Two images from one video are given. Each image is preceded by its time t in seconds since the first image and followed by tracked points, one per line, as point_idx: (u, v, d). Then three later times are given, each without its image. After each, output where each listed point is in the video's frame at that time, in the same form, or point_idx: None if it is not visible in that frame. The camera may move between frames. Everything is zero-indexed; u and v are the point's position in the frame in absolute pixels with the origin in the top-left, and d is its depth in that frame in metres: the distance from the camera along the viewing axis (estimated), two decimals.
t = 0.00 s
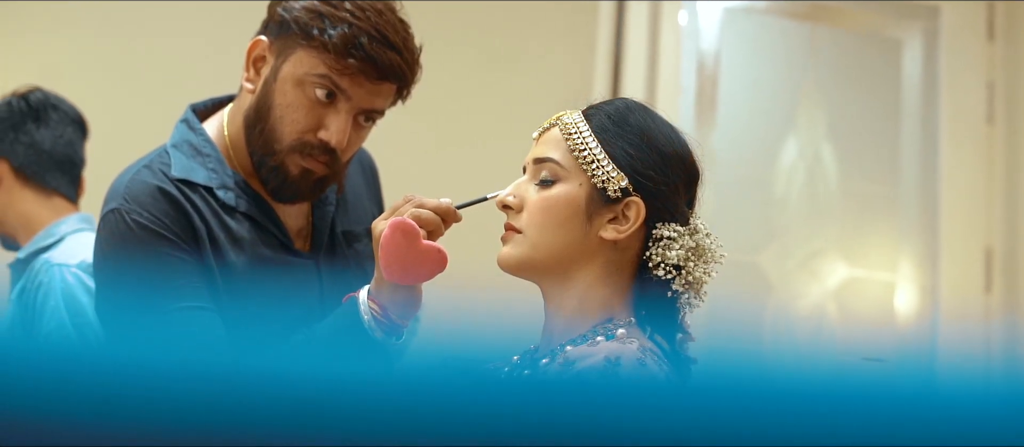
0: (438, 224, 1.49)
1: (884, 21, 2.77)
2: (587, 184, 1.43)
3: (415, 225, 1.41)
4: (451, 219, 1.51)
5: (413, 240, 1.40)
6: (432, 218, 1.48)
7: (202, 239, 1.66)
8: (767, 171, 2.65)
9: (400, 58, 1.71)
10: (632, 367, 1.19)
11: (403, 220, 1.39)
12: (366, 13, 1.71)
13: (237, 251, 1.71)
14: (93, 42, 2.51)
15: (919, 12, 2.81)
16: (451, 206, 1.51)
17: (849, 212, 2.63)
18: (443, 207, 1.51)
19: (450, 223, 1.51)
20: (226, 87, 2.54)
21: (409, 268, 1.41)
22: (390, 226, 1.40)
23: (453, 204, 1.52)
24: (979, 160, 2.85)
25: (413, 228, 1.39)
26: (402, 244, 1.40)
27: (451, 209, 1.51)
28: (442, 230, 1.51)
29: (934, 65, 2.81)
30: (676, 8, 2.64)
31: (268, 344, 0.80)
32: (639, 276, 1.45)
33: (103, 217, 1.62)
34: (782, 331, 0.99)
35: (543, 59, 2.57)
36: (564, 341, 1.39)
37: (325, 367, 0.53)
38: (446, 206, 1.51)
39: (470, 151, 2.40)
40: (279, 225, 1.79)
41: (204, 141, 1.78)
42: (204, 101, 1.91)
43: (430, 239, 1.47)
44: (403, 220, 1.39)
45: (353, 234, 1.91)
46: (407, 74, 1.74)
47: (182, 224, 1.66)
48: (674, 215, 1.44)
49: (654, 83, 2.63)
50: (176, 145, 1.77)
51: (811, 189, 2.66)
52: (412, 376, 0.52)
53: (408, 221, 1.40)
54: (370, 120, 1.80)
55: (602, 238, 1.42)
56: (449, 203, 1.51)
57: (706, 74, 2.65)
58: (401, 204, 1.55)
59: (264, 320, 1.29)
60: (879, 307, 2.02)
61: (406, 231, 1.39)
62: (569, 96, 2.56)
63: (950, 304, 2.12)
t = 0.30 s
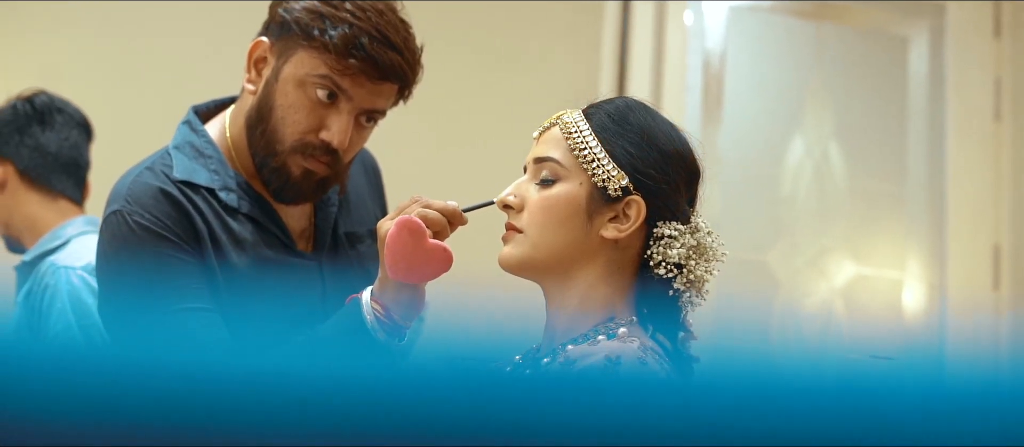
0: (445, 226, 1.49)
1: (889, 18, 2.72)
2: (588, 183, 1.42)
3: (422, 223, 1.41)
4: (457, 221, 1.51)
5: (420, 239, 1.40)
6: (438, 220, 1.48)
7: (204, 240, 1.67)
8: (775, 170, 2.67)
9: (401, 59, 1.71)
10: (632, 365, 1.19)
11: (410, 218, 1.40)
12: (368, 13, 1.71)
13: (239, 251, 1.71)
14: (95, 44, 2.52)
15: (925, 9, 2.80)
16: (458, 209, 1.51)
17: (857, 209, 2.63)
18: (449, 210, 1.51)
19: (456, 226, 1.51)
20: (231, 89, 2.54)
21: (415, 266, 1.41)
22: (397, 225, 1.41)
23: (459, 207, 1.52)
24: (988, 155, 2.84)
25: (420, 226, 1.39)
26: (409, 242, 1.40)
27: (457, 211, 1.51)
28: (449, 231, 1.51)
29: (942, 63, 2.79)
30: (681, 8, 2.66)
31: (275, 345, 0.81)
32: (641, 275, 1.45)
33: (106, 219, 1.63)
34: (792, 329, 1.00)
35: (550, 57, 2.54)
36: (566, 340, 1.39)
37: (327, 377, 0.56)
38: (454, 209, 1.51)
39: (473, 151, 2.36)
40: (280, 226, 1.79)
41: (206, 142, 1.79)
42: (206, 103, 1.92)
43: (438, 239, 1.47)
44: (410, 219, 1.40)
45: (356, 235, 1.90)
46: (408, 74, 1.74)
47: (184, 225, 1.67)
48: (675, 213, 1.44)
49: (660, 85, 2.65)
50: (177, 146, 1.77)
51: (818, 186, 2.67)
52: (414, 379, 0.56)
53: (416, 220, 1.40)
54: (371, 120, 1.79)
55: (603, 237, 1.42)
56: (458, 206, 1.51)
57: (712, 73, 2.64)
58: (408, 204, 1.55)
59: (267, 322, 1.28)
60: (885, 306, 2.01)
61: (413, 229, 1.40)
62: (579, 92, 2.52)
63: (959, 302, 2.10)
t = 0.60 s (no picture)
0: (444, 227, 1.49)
1: (894, 17, 2.74)
2: (587, 182, 1.42)
3: (423, 223, 1.41)
4: (459, 223, 1.51)
5: (421, 238, 1.39)
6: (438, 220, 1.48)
7: (204, 240, 1.67)
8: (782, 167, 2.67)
9: (400, 59, 1.71)
10: (631, 364, 1.19)
11: (411, 218, 1.39)
12: (368, 13, 1.71)
13: (238, 252, 1.71)
14: (100, 47, 2.53)
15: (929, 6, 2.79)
16: (459, 211, 1.51)
17: (858, 210, 2.71)
18: (450, 211, 1.50)
19: (458, 227, 1.51)
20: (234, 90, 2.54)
21: (416, 265, 1.41)
22: (398, 225, 1.40)
23: (460, 209, 1.52)
24: (993, 155, 2.80)
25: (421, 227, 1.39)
26: (410, 242, 1.40)
27: (458, 213, 1.51)
28: (450, 233, 1.51)
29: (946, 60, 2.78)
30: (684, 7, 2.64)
31: (278, 345, 0.81)
32: (639, 274, 1.45)
33: (106, 220, 1.63)
34: (793, 327, 0.99)
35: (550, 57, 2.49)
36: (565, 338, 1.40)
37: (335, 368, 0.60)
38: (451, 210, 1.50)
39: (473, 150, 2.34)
40: (280, 226, 1.79)
41: (205, 143, 1.79)
42: (206, 104, 1.92)
43: (439, 240, 1.46)
44: (411, 218, 1.39)
45: (356, 235, 1.91)
46: (407, 73, 1.74)
47: (184, 225, 1.67)
48: (673, 211, 1.44)
49: (663, 85, 2.63)
50: (177, 146, 1.77)
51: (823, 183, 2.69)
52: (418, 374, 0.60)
53: (417, 219, 1.39)
54: (371, 120, 1.79)
55: (602, 236, 1.42)
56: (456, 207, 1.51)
57: (715, 71, 2.64)
58: (410, 205, 1.55)
59: (267, 323, 1.26)
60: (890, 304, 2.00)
61: (414, 229, 1.39)
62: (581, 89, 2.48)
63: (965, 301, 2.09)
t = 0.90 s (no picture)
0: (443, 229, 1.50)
1: (899, 14, 2.73)
2: (586, 181, 1.42)
3: (418, 224, 1.40)
4: (454, 221, 1.51)
5: (416, 239, 1.39)
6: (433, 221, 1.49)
7: (204, 240, 1.67)
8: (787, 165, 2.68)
9: (400, 59, 1.71)
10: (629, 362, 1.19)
11: (405, 219, 1.39)
12: (368, 14, 1.70)
13: (238, 250, 1.71)
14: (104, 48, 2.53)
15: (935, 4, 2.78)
16: (454, 208, 1.51)
17: (867, 206, 2.60)
18: (446, 209, 1.51)
19: (454, 225, 1.51)
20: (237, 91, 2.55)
21: (411, 268, 1.41)
22: (392, 226, 1.40)
23: (456, 207, 1.52)
24: (1001, 155, 2.86)
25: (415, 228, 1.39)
26: (406, 243, 1.40)
27: (454, 211, 1.51)
28: (446, 231, 1.51)
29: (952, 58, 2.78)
30: (689, 7, 2.76)
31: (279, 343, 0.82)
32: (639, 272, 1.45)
33: (107, 222, 1.65)
34: (803, 323, 1.03)
35: (550, 57, 2.43)
36: (566, 337, 1.38)
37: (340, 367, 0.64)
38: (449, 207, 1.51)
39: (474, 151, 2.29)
40: (281, 226, 1.79)
41: (205, 143, 1.79)
42: (207, 104, 1.92)
43: (435, 239, 1.47)
44: (405, 220, 1.39)
45: (358, 235, 1.88)
46: (407, 73, 1.74)
47: (183, 225, 1.68)
48: (672, 210, 1.44)
49: (669, 86, 2.73)
50: (177, 147, 1.78)
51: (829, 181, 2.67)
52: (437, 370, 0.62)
53: (411, 220, 1.39)
54: (371, 120, 1.79)
55: (601, 235, 1.42)
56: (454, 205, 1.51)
57: (721, 70, 2.74)
58: (404, 205, 1.55)
59: (272, 321, 1.28)
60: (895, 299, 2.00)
61: (408, 230, 1.39)
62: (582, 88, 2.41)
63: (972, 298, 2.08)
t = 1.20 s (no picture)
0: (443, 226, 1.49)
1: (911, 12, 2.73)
2: (591, 179, 1.42)
3: (419, 224, 1.40)
4: (456, 218, 1.52)
5: (417, 240, 1.39)
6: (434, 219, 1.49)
7: (210, 241, 1.68)
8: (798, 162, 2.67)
9: (406, 59, 1.71)
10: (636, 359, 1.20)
11: (407, 220, 1.39)
12: (372, 14, 1.70)
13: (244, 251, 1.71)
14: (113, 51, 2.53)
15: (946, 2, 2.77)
16: (456, 205, 1.52)
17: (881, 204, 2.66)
18: (448, 207, 1.51)
19: (456, 223, 1.52)
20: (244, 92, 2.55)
21: (414, 269, 1.41)
22: (393, 226, 1.40)
23: (458, 204, 1.53)
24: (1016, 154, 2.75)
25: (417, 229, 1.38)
26: (407, 244, 1.39)
27: (455, 208, 1.51)
28: (448, 229, 1.52)
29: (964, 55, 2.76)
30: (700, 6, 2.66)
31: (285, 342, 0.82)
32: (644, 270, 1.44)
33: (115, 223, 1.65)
34: (811, 324, 0.98)
35: (556, 57, 2.48)
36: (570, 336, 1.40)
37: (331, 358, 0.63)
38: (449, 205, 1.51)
39: (481, 150, 2.34)
40: (289, 226, 1.79)
41: (212, 144, 1.80)
42: (214, 106, 1.93)
43: (437, 239, 1.47)
44: (407, 220, 1.39)
45: (366, 235, 1.90)
46: (413, 73, 1.74)
47: (190, 225, 1.68)
48: (678, 208, 1.43)
49: (679, 84, 2.66)
50: (184, 147, 1.79)
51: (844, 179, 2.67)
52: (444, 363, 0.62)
53: (412, 221, 1.39)
54: (378, 120, 1.79)
55: (606, 233, 1.42)
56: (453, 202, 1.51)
57: (732, 68, 2.67)
58: (407, 204, 1.55)
59: (277, 323, 1.27)
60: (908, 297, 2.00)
61: (410, 231, 1.39)
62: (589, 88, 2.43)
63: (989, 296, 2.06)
